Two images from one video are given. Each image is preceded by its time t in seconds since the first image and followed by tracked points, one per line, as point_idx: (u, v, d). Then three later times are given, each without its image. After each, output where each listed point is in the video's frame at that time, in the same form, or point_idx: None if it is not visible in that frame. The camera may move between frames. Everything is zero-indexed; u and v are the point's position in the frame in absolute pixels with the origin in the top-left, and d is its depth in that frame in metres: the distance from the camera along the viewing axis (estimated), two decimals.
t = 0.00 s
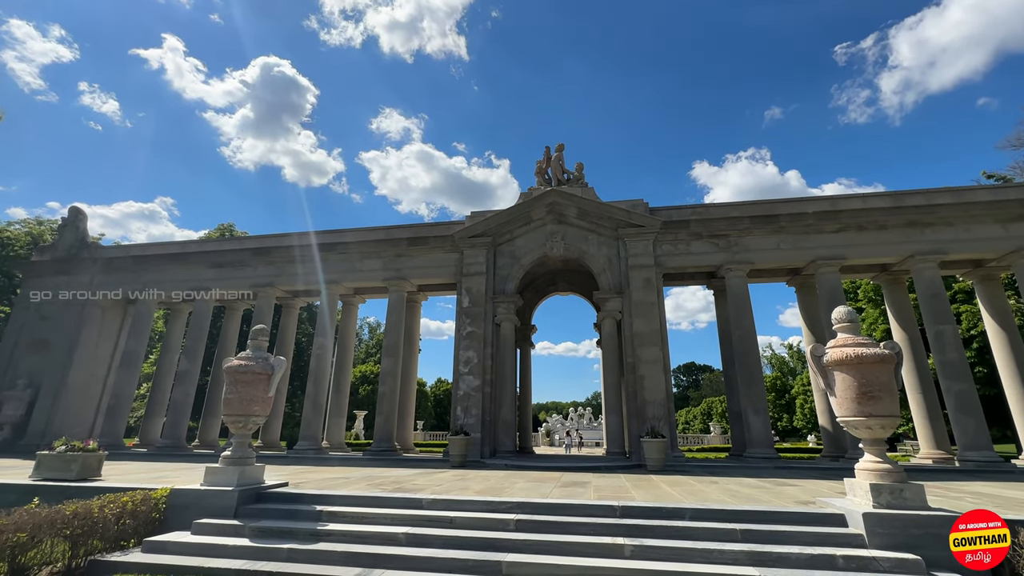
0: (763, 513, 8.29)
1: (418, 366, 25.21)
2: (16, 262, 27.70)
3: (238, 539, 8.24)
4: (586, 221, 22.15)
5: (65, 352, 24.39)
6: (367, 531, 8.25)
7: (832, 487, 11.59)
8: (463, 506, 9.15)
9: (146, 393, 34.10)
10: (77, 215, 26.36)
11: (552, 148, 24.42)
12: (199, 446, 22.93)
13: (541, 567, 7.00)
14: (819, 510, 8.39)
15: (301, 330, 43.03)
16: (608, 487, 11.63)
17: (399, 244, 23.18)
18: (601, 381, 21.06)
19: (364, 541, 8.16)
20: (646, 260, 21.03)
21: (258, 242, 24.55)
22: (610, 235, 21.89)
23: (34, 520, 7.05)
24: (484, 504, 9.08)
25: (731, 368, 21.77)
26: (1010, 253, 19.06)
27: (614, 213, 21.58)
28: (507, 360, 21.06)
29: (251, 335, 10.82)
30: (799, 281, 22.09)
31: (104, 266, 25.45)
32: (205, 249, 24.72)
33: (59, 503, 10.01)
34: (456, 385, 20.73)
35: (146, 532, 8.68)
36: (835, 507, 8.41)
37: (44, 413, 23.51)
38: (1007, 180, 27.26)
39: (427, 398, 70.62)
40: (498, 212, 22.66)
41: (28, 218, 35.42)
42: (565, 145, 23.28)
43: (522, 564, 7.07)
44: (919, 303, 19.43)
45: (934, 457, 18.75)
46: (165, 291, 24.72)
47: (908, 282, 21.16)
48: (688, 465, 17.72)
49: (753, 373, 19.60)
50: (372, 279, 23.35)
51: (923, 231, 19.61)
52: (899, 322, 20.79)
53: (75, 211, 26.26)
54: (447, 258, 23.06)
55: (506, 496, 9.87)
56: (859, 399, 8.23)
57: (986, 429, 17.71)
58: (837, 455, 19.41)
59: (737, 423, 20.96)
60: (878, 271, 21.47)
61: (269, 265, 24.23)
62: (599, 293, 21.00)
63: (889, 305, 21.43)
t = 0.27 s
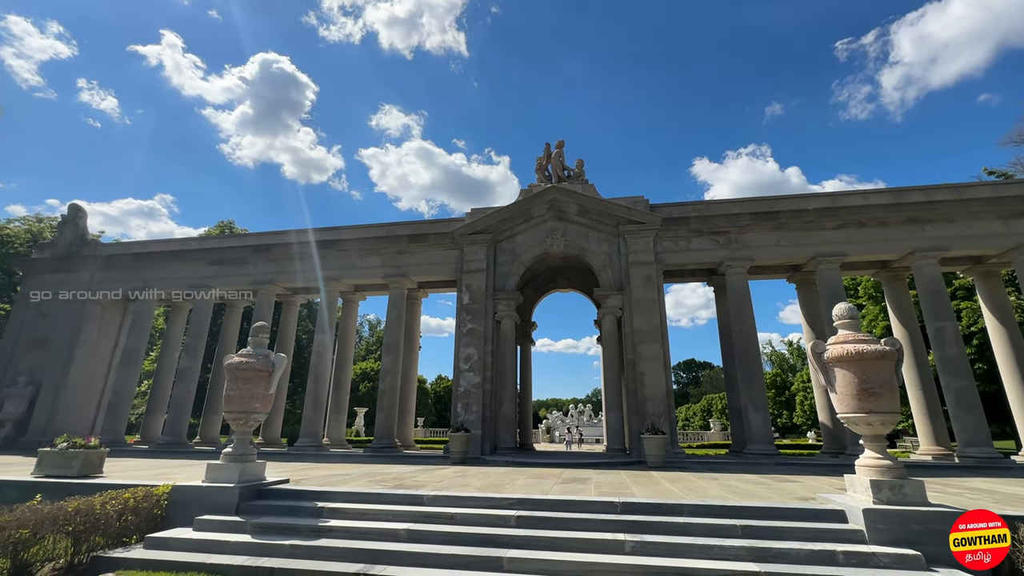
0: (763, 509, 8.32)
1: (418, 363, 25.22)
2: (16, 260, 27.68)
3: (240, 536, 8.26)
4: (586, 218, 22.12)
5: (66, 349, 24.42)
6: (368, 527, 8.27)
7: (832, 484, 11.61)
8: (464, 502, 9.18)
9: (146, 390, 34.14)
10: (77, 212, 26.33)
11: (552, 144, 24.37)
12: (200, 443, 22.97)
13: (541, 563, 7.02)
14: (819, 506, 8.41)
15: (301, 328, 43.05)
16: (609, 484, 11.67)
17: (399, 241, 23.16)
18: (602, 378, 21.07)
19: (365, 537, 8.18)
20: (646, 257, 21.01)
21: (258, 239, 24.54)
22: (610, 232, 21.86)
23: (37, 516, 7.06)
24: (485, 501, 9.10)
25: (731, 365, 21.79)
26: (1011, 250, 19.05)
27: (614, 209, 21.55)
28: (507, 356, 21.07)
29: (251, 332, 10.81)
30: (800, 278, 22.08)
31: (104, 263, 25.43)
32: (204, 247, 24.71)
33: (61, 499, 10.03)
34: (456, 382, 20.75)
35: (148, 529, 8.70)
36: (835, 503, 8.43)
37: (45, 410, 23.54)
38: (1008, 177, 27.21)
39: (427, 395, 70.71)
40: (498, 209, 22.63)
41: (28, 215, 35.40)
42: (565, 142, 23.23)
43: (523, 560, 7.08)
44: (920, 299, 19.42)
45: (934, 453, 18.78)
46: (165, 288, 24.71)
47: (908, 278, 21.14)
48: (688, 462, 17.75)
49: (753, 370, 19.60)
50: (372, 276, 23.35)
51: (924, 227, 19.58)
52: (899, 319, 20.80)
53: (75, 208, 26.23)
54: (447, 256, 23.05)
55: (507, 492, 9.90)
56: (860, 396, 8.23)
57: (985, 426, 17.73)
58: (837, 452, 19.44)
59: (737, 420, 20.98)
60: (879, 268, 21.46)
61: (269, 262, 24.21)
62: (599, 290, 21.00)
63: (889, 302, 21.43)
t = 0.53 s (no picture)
0: (764, 505, 8.33)
1: (419, 360, 25.23)
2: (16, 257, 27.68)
3: (241, 532, 8.28)
4: (587, 215, 22.09)
5: (67, 346, 24.45)
6: (370, 523, 8.29)
7: (833, 480, 11.62)
8: (464, 499, 9.20)
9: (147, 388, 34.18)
10: (77, 209, 26.32)
11: (552, 141, 24.33)
12: (201, 440, 23.02)
13: (542, 559, 7.04)
14: (820, 503, 8.42)
15: (302, 325, 43.07)
16: (609, 480, 11.69)
17: (400, 238, 23.14)
18: (602, 375, 21.07)
19: (366, 534, 8.20)
20: (647, 254, 20.99)
21: (258, 237, 24.52)
22: (611, 229, 21.83)
23: (40, 512, 7.06)
24: (486, 497, 9.12)
25: (731, 362, 21.81)
26: (1012, 247, 19.00)
27: (614, 206, 21.51)
28: (508, 354, 21.09)
29: (252, 329, 10.81)
30: (800, 275, 22.06)
31: (105, 261, 25.43)
32: (205, 244, 24.69)
33: (63, 496, 10.07)
34: (457, 379, 20.78)
35: (150, 525, 8.73)
36: (836, 500, 8.44)
37: (47, 407, 23.58)
38: (1009, 173, 27.14)
39: (427, 393, 70.79)
40: (499, 206, 22.59)
41: (28, 213, 35.38)
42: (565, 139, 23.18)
43: (524, 556, 7.10)
44: (920, 296, 19.40)
45: (934, 450, 18.80)
46: (165, 286, 24.72)
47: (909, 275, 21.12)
48: (689, 458, 17.77)
49: (753, 367, 19.60)
50: (373, 273, 23.34)
51: (925, 224, 19.55)
52: (899, 316, 20.78)
53: (75, 205, 26.21)
54: (447, 253, 23.03)
55: (507, 489, 9.92)
56: (861, 393, 8.24)
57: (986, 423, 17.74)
58: (837, 448, 19.46)
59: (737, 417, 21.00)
60: (880, 265, 21.43)
61: (269, 259, 24.20)
62: (600, 287, 20.99)
63: (890, 299, 21.41)
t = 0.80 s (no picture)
0: (764, 503, 8.34)
1: (419, 358, 25.25)
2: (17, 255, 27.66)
3: (243, 530, 8.30)
4: (587, 213, 22.07)
5: (68, 344, 24.47)
6: (371, 521, 8.31)
7: (833, 478, 11.64)
8: (465, 496, 9.22)
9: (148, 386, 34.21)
10: (77, 207, 26.31)
11: (553, 139, 24.30)
12: (202, 438, 23.05)
13: (543, 557, 7.05)
14: (820, 500, 8.43)
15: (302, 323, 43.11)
16: (610, 478, 11.70)
17: (400, 236, 23.14)
18: (602, 373, 21.08)
19: (367, 531, 8.22)
20: (647, 252, 20.98)
21: (258, 235, 24.51)
22: (611, 227, 21.81)
23: (41, 510, 7.06)
24: (487, 495, 9.14)
25: (732, 360, 21.82)
26: (1014, 244, 18.98)
27: (615, 204, 21.49)
28: (509, 352, 21.11)
29: (253, 327, 10.81)
30: (801, 273, 22.04)
31: (105, 259, 25.43)
32: (205, 242, 24.68)
33: (65, 494, 10.08)
34: (457, 377, 20.80)
35: (152, 523, 8.75)
36: (836, 497, 8.45)
37: (48, 405, 23.61)
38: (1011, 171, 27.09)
39: (428, 390, 70.89)
40: (499, 204, 22.57)
41: (28, 211, 35.35)
42: (566, 136, 23.15)
43: (525, 554, 7.12)
44: (921, 294, 19.38)
45: (933, 448, 18.82)
46: (166, 284, 24.73)
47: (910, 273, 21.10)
48: (689, 456, 17.78)
49: (754, 365, 19.60)
50: (373, 271, 23.35)
51: (926, 222, 19.53)
52: (900, 314, 20.76)
53: (75, 203, 26.20)
54: (447, 251, 23.03)
55: (508, 487, 9.94)
56: (862, 390, 8.23)
57: (986, 420, 17.75)
58: (837, 446, 19.48)
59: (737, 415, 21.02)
60: (881, 263, 21.41)
61: (270, 258, 24.20)
62: (600, 285, 20.99)
63: (891, 297, 21.39)
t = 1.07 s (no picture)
0: (764, 501, 8.35)
1: (419, 357, 25.24)
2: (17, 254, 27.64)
3: (243, 528, 8.29)
4: (587, 212, 22.06)
5: (68, 343, 24.49)
6: (371, 520, 8.31)
7: (833, 476, 11.65)
8: (466, 495, 9.23)
9: (148, 384, 34.21)
10: (77, 206, 26.31)
11: (553, 138, 24.28)
12: (202, 437, 23.06)
13: (544, 555, 7.06)
14: (820, 499, 8.45)
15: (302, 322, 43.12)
16: (609, 477, 11.73)
17: (400, 235, 23.13)
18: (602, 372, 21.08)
19: (368, 530, 8.24)
20: (647, 250, 20.97)
21: (258, 233, 24.49)
22: (612, 226, 21.81)
23: (42, 509, 7.07)
24: (487, 494, 9.15)
25: (732, 359, 21.83)
26: (1014, 243, 18.96)
27: (615, 203, 21.48)
28: (509, 351, 21.12)
29: (252, 326, 10.80)
30: (801, 272, 22.04)
31: (105, 257, 25.43)
32: (205, 241, 24.66)
33: (65, 492, 10.09)
34: (457, 376, 20.80)
35: (152, 521, 8.75)
36: (836, 496, 8.46)
37: (49, 404, 23.63)
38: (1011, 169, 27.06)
39: (428, 389, 70.92)
40: (499, 203, 22.55)
41: (28, 209, 35.29)
42: (566, 135, 23.12)
43: (525, 552, 7.12)
44: (921, 293, 19.38)
45: (933, 447, 18.83)
46: (166, 283, 24.73)
47: (910, 272, 21.10)
48: (689, 455, 17.79)
49: (754, 363, 19.61)
50: (373, 270, 23.35)
51: (927, 221, 19.53)
52: (900, 313, 20.76)
53: (75, 202, 26.19)
54: (447, 250, 23.02)
55: (509, 485, 9.96)
56: (862, 389, 8.24)
57: (986, 419, 17.76)
58: (837, 445, 19.49)
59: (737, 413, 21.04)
60: (881, 262, 21.39)
61: (270, 256, 24.19)
62: (600, 284, 20.98)
63: (890, 296, 21.39)
